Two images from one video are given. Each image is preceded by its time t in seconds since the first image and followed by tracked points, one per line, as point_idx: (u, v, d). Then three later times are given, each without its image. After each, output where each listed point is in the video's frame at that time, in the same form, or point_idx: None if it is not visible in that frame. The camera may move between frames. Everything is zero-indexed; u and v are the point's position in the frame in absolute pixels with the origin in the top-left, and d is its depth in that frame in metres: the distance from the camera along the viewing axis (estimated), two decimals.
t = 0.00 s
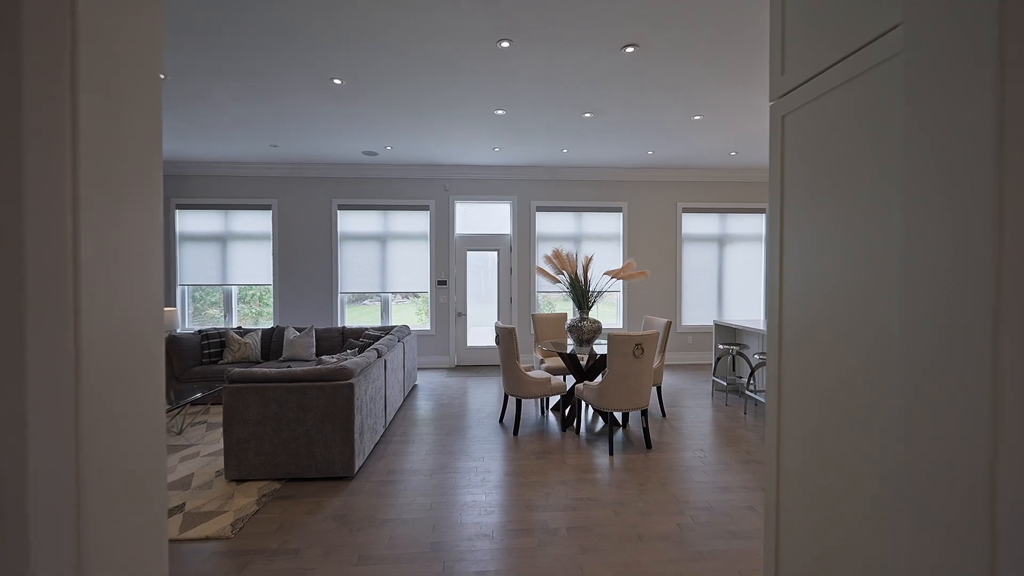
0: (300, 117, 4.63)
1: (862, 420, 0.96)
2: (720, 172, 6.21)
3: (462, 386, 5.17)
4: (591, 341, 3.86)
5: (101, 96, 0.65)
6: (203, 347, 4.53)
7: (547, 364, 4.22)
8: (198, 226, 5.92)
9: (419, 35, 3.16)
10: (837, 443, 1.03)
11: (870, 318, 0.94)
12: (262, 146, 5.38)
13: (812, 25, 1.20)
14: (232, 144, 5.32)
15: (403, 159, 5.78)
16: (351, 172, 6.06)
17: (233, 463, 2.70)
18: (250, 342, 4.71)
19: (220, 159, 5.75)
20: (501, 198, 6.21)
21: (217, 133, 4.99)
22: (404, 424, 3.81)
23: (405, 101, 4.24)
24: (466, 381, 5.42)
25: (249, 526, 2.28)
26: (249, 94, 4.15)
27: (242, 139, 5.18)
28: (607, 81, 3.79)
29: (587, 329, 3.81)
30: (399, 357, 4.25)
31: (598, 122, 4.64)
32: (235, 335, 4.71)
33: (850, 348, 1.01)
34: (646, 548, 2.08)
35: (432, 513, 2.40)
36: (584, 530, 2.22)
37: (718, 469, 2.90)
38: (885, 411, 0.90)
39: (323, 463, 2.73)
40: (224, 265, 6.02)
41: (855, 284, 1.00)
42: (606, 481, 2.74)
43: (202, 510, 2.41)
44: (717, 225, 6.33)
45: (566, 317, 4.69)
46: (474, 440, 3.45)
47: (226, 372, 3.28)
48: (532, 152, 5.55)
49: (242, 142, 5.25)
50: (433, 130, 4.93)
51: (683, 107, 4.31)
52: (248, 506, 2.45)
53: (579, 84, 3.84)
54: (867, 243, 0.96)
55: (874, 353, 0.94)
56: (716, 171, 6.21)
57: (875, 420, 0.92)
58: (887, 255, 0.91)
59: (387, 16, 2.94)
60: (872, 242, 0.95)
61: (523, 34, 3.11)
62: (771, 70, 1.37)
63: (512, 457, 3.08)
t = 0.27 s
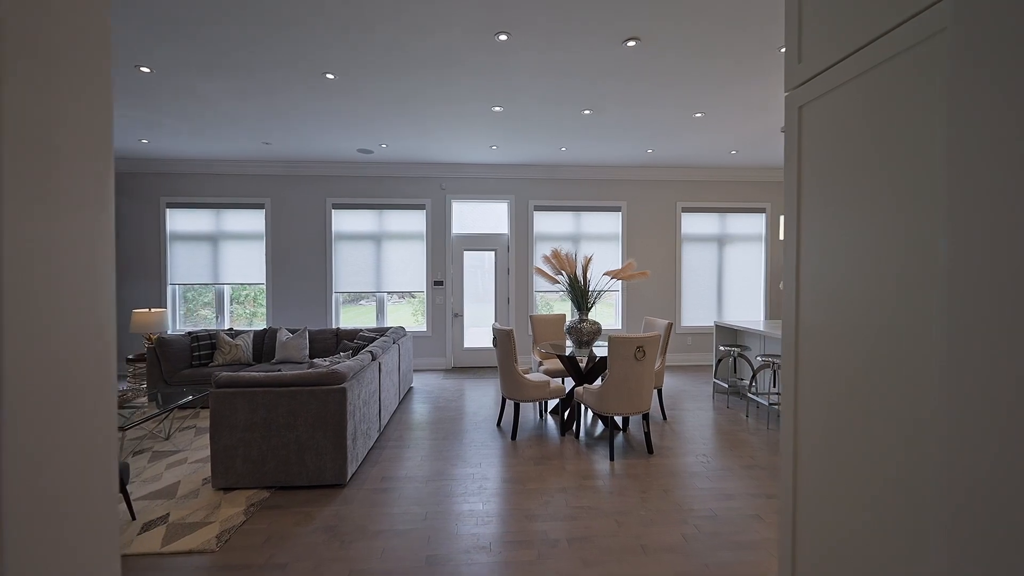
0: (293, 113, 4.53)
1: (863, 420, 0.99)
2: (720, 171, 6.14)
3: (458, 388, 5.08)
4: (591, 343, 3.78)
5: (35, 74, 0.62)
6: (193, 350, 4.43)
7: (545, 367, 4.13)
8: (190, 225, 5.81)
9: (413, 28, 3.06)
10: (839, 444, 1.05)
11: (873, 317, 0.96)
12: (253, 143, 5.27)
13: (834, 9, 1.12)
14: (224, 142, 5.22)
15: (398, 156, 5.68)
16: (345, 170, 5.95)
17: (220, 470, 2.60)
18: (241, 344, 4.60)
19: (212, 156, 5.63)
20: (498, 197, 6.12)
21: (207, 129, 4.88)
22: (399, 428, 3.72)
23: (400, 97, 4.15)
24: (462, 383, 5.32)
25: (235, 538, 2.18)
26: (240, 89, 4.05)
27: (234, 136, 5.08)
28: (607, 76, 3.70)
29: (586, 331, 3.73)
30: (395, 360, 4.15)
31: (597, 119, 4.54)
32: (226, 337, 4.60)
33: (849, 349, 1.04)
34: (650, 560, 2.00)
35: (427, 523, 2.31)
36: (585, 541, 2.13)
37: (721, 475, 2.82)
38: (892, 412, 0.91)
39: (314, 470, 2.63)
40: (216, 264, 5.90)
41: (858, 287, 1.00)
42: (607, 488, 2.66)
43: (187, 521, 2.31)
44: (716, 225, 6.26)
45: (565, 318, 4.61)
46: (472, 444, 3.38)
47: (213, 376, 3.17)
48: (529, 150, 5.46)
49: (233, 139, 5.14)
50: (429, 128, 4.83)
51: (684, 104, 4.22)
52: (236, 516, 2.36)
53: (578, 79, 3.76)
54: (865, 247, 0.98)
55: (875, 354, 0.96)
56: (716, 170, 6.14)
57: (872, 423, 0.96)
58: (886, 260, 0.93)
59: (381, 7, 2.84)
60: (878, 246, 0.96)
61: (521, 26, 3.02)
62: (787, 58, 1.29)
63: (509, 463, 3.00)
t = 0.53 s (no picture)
0: (287, 110, 4.43)
1: (860, 422, 0.95)
2: (720, 170, 6.07)
3: (456, 391, 4.98)
4: (592, 344, 3.69)
5: None
6: (184, 352, 4.32)
7: (544, 369, 4.05)
8: (183, 225, 5.71)
9: (409, 20, 2.95)
10: (849, 454, 0.98)
11: (875, 316, 0.92)
12: (247, 140, 5.16)
13: None
14: (217, 139, 5.11)
15: (394, 155, 5.58)
16: (341, 168, 5.86)
17: (208, 479, 2.50)
18: (233, 346, 4.49)
19: (205, 154, 5.53)
20: (496, 196, 6.03)
21: (199, 126, 4.77)
22: (394, 432, 3.62)
23: (396, 94, 4.06)
24: (460, 386, 5.23)
25: (221, 551, 2.09)
26: (232, 85, 3.95)
27: (227, 133, 4.97)
28: (609, 71, 3.60)
29: (587, 332, 3.65)
30: (391, 362, 4.05)
31: (597, 116, 4.44)
32: (217, 338, 4.50)
33: (841, 351, 1.01)
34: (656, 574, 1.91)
35: (423, 534, 2.22)
36: (587, 553, 2.05)
37: (727, 482, 2.74)
38: (890, 414, 0.88)
39: (305, 478, 2.54)
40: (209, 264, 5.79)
41: (857, 286, 0.97)
42: (609, 496, 2.57)
43: (172, 532, 2.21)
44: (717, 224, 6.19)
45: (564, 319, 4.52)
46: (468, 449, 3.29)
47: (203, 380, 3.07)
48: (528, 148, 5.38)
49: (226, 136, 5.04)
50: (426, 125, 4.74)
51: (686, 101, 4.13)
52: (223, 527, 2.26)
53: (579, 75, 3.67)
54: (878, 245, 0.92)
55: (872, 351, 0.93)
56: (717, 169, 6.07)
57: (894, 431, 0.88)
58: (883, 257, 0.91)
59: None
60: (876, 243, 0.93)
61: (521, 19, 2.91)
62: (807, 42, 1.21)
63: (508, 470, 2.91)
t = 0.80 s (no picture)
0: (281, 106, 4.34)
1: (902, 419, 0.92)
2: (722, 169, 5.99)
3: (454, 392, 4.89)
4: (592, 345, 3.60)
5: None
6: (175, 353, 4.22)
7: (544, 370, 3.96)
8: (176, 223, 5.61)
9: (404, 11, 2.84)
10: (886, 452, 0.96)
11: (901, 302, 0.93)
12: (240, 137, 5.06)
13: None
14: (210, 136, 5.02)
15: (391, 152, 5.48)
16: (337, 166, 5.76)
17: (195, 486, 2.41)
18: (226, 347, 4.39)
19: (197, 152, 5.42)
20: (495, 195, 5.95)
21: (190, 122, 4.66)
22: (391, 436, 3.53)
23: (392, 89, 3.96)
24: (458, 387, 5.13)
25: (208, 562, 1.99)
26: (224, 80, 3.85)
27: (220, 130, 4.87)
28: (611, 65, 3.50)
29: (587, 333, 3.56)
30: (387, 364, 3.95)
31: (598, 112, 4.34)
32: (209, 339, 4.40)
33: (866, 333, 1.02)
34: None
35: (419, 543, 2.14)
36: (590, 565, 1.96)
37: (733, 488, 2.65)
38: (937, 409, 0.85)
39: (297, 485, 2.45)
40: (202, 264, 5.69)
41: (883, 274, 0.96)
42: (611, 502, 2.49)
43: (156, 543, 2.12)
44: (718, 224, 6.11)
45: (564, 320, 4.44)
46: (467, 453, 3.21)
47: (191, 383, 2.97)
48: (527, 146, 5.29)
49: (219, 132, 4.93)
50: (424, 122, 4.65)
51: (689, 97, 4.04)
52: (210, 537, 2.17)
53: (580, 70, 3.58)
54: (914, 234, 0.89)
55: (898, 338, 0.93)
56: (718, 167, 5.99)
57: (940, 432, 0.84)
58: (923, 247, 0.87)
59: None
60: (900, 230, 0.92)
61: (520, 9, 2.81)
62: (832, 22, 1.13)
63: (507, 475, 2.82)
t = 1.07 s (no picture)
0: (274, 102, 4.24)
1: (935, 419, 0.89)
2: (723, 167, 5.92)
3: (452, 394, 4.80)
4: (593, 346, 3.52)
5: None
6: (166, 355, 4.12)
7: (543, 372, 3.88)
8: (168, 222, 5.51)
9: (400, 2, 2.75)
10: (916, 453, 0.93)
11: (933, 298, 0.89)
12: (233, 134, 4.96)
13: None
14: (203, 133, 4.92)
15: (387, 150, 5.39)
16: (333, 164, 5.67)
17: (182, 493, 2.32)
18: (218, 348, 4.29)
19: (190, 149, 5.33)
20: (493, 193, 5.86)
21: (182, 118, 4.56)
22: (387, 440, 3.44)
23: (388, 85, 3.87)
24: (456, 389, 5.05)
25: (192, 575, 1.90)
26: (216, 75, 3.75)
27: (213, 127, 4.78)
28: (612, 59, 3.41)
29: (588, 334, 3.48)
30: (382, 366, 3.86)
31: (598, 108, 4.25)
32: (201, 340, 4.30)
33: (893, 329, 0.98)
34: None
35: (415, 553, 2.06)
36: None
37: (738, 494, 2.57)
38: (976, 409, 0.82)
39: (288, 492, 2.37)
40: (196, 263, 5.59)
41: (914, 268, 0.93)
42: (613, 509, 2.40)
43: (139, 554, 2.03)
44: (719, 223, 6.04)
45: (564, 320, 4.36)
46: (465, 457, 3.13)
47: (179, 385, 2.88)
48: (526, 143, 5.20)
49: (211, 129, 4.83)
50: (421, 119, 4.56)
51: (691, 94, 3.95)
52: (196, 547, 2.08)
53: (581, 65, 3.49)
54: (951, 227, 0.85)
55: (929, 336, 0.90)
56: (719, 166, 5.91)
57: (979, 432, 0.81)
58: (962, 240, 0.84)
59: None
60: (934, 223, 0.89)
61: None
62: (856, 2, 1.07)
63: (505, 480, 2.74)
